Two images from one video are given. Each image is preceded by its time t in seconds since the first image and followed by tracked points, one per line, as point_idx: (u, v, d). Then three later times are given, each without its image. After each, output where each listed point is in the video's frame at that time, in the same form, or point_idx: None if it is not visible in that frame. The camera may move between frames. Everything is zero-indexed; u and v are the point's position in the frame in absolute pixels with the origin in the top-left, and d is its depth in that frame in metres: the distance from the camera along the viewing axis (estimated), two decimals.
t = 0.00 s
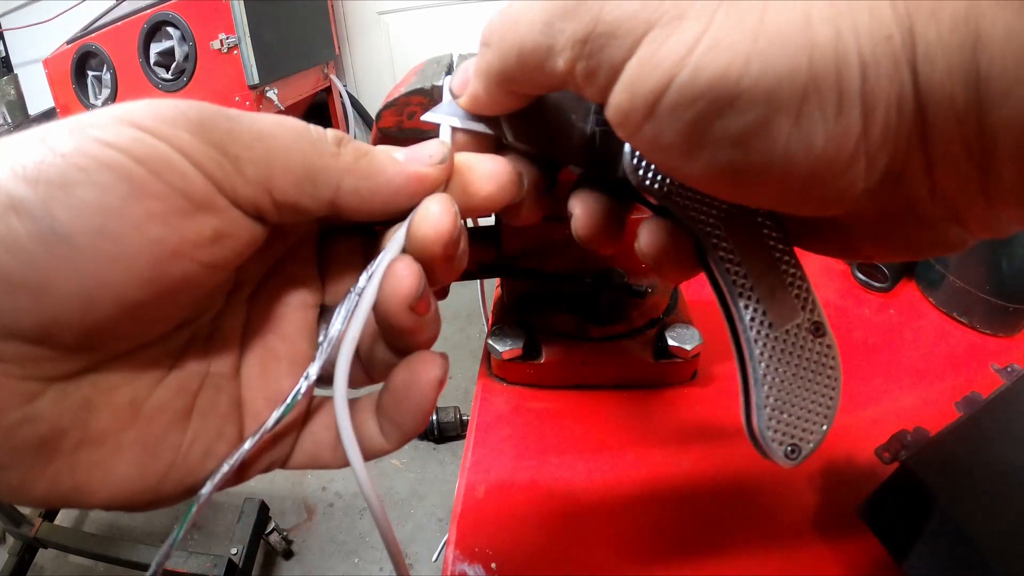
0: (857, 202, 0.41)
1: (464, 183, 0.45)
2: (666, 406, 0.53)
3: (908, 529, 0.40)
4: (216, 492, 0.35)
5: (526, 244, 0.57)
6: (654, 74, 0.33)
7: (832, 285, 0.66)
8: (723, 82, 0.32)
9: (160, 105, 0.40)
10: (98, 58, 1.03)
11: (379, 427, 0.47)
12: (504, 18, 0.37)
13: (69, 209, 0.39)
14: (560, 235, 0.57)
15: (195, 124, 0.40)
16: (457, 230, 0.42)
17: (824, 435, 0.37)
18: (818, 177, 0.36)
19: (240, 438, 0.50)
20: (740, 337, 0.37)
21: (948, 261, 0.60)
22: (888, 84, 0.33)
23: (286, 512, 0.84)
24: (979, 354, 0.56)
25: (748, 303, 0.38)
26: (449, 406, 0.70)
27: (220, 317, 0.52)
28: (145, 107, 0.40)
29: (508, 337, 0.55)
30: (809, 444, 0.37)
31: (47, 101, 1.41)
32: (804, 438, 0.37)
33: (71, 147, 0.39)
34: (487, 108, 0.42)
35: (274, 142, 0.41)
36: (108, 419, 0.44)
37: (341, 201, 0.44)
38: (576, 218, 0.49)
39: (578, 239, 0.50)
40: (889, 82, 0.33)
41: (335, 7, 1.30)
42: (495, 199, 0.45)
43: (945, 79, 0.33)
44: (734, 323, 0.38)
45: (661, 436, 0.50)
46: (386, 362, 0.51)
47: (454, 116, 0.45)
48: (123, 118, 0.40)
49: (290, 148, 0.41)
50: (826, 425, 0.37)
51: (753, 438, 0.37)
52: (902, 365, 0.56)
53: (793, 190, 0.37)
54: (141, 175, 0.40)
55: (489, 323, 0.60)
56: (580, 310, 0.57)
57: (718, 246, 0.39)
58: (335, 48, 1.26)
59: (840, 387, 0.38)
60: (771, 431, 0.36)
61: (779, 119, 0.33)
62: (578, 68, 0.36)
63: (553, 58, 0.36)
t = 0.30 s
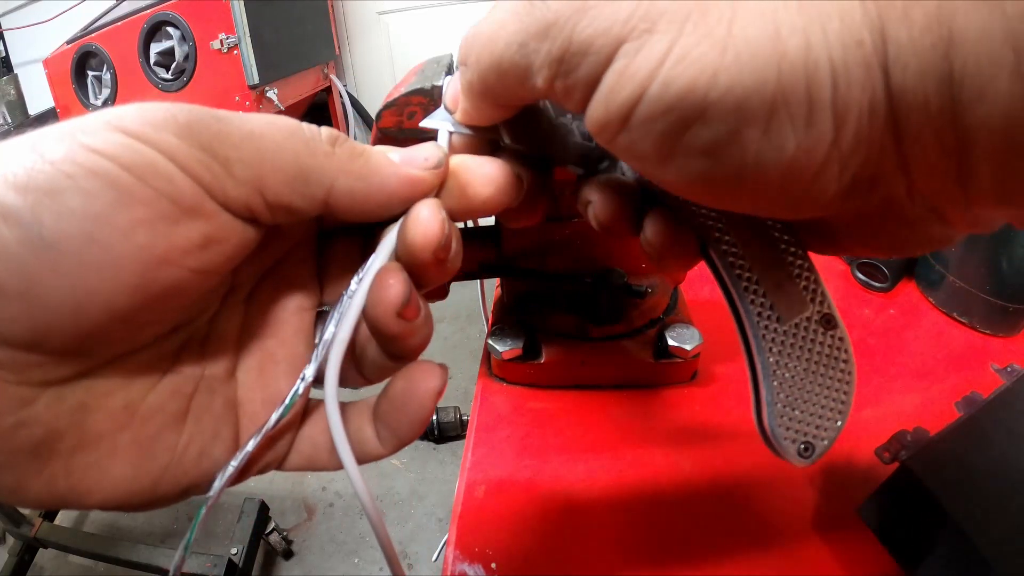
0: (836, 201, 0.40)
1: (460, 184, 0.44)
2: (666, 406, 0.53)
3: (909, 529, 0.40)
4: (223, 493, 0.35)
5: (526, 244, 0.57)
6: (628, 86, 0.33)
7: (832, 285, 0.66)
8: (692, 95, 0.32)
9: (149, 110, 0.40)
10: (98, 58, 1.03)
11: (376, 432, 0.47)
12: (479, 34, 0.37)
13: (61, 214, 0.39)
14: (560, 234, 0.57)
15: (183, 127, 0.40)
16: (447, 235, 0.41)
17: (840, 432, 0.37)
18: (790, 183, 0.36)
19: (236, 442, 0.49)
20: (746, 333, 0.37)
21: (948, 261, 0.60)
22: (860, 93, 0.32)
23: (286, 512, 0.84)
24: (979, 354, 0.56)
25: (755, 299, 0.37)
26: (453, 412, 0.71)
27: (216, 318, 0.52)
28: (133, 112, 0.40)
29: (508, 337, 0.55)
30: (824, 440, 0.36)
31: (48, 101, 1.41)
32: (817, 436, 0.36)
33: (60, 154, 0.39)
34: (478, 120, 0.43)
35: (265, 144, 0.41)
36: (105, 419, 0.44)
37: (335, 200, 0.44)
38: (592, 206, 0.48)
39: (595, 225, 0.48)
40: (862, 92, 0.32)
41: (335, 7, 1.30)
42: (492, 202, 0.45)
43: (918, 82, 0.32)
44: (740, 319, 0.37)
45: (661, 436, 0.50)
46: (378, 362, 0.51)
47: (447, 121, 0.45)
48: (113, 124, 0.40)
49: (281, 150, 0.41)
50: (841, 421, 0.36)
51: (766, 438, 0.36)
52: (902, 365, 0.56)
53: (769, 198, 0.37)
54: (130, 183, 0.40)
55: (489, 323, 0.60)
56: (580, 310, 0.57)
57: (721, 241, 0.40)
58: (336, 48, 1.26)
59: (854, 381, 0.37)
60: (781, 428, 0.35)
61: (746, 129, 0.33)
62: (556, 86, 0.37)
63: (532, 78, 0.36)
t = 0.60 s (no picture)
0: (825, 163, 0.40)
1: (459, 184, 0.44)
2: (666, 406, 0.53)
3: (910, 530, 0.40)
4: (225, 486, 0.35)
5: (527, 244, 0.57)
6: (618, 47, 0.33)
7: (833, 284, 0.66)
8: (684, 49, 0.31)
9: (142, 121, 0.39)
10: (98, 58, 1.03)
11: (370, 425, 0.47)
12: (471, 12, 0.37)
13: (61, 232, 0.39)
14: (560, 235, 0.56)
15: (178, 141, 0.39)
16: (447, 236, 0.41)
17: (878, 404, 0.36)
18: (784, 140, 0.35)
19: (235, 439, 0.51)
20: (772, 308, 0.36)
21: (948, 261, 0.60)
22: (847, 38, 0.33)
23: (286, 512, 0.84)
24: (979, 354, 0.56)
25: (777, 274, 0.37)
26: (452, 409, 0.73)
27: (214, 318, 0.52)
28: (129, 124, 0.39)
29: (507, 337, 0.55)
30: (866, 414, 0.35)
31: (48, 101, 1.41)
32: (858, 409, 0.35)
33: (56, 170, 0.39)
34: (475, 110, 0.43)
35: (261, 156, 0.40)
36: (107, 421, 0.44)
37: (333, 210, 0.43)
38: (603, 187, 0.47)
39: (608, 207, 0.47)
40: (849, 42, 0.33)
41: (335, 7, 1.30)
42: (489, 205, 0.44)
43: (903, 25, 0.32)
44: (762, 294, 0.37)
45: (661, 436, 0.50)
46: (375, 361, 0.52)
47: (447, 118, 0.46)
48: (107, 137, 0.39)
49: (278, 161, 0.40)
50: (879, 391, 0.35)
51: (805, 417, 0.35)
52: (902, 365, 0.56)
53: (761, 156, 0.36)
54: (129, 201, 0.39)
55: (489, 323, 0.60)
56: (580, 310, 0.57)
57: (736, 217, 0.39)
58: (336, 48, 1.26)
59: (887, 348, 0.37)
60: (823, 402, 0.34)
61: (740, 78, 0.32)
62: (551, 52, 0.36)
63: (526, 48, 0.36)
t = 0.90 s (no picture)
0: (827, 160, 0.40)
1: (461, 191, 0.44)
2: (666, 406, 0.53)
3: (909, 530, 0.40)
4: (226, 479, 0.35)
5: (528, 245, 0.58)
6: (628, 38, 0.33)
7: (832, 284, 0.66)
8: (692, 38, 0.32)
9: (147, 135, 0.38)
10: (98, 58, 1.03)
11: (367, 425, 0.48)
12: (477, 14, 0.37)
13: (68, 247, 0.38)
14: (560, 235, 0.58)
15: (183, 156, 0.38)
16: (446, 246, 0.42)
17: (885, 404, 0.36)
18: (786, 134, 0.36)
19: (237, 438, 0.50)
20: (779, 306, 0.36)
21: (947, 260, 0.60)
22: (848, 32, 0.33)
23: (286, 512, 0.84)
24: (979, 354, 0.56)
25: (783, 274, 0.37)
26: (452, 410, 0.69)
27: (215, 320, 0.52)
28: (132, 138, 0.38)
29: (508, 337, 0.55)
30: (875, 412, 0.35)
31: (48, 101, 1.41)
32: (867, 407, 0.35)
33: (63, 186, 0.38)
34: (480, 114, 0.42)
35: (266, 171, 0.39)
36: (109, 426, 0.44)
37: (337, 221, 0.43)
38: (610, 188, 0.46)
39: (615, 209, 0.46)
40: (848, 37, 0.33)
41: (335, 7, 1.29)
42: (488, 213, 0.44)
43: (898, 22, 0.33)
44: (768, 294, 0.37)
45: (660, 436, 0.50)
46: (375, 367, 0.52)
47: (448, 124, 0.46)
48: (113, 153, 0.38)
49: (282, 176, 0.40)
50: (887, 391, 0.36)
51: (814, 416, 0.34)
52: (902, 365, 0.56)
53: (766, 150, 0.37)
54: (137, 220, 0.39)
55: (489, 323, 0.60)
56: (580, 310, 0.57)
57: (740, 218, 0.40)
58: (336, 48, 1.26)
59: (892, 347, 0.37)
60: (831, 398, 0.34)
61: (746, 70, 0.32)
62: (560, 45, 0.36)
63: (535, 43, 0.36)
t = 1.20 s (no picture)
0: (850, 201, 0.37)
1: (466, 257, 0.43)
2: (666, 406, 0.53)
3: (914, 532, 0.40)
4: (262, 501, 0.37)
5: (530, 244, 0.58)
6: (647, 86, 0.31)
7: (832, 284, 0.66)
8: (720, 84, 0.29)
9: (141, 208, 0.32)
10: (98, 58, 1.03)
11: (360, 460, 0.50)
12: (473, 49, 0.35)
13: (32, 289, 0.33)
14: (560, 237, 0.62)
15: (178, 241, 0.34)
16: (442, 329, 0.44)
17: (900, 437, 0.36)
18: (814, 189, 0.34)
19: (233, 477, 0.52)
20: (797, 349, 0.35)
21: (947, 260, 0.60)
22: (878, 78, 0.30)
23: (286, 512, 0.84)
24: (980, 354, 0.56)
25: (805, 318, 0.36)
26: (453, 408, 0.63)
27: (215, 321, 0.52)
28: (109, 211, 0.32)
29: (508, 337, 0.55)
30: (895, 449, 0.35)
31: (47, 101, 1.41)
32: (887, 442, 0.35)
33: (49, 265, 0.33)
34: (469, 156, 0.42)
35: (262, 248, 0.36)
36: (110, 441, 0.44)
37: (337, 289, 0.40)
38: (620, 235, 0.49)
39: (627, 254, 0.49)
40: (874, 86, 0.30)
41: (335, 7, 1.29)
42: (487, 285, 0.44)
43: (920, 69, 0.30)
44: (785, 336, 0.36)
45: (660, 435, 0.50)
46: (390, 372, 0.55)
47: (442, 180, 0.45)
48: (104, 231, 0.32)
49: (280, 250, 0.36)
50: (901, 424, 0.36)
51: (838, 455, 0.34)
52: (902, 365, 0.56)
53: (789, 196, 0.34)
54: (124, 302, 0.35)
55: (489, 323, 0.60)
56: (580, 310, 0.57)
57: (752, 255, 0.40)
58: (336, 48, 1.26)
59: (906, 384, 0.38)
60: (859, 442, 0.34)
61: (775, 119, 0.30)
62: (570, 85, 0.34)
63: (541, 84, 0.34)
